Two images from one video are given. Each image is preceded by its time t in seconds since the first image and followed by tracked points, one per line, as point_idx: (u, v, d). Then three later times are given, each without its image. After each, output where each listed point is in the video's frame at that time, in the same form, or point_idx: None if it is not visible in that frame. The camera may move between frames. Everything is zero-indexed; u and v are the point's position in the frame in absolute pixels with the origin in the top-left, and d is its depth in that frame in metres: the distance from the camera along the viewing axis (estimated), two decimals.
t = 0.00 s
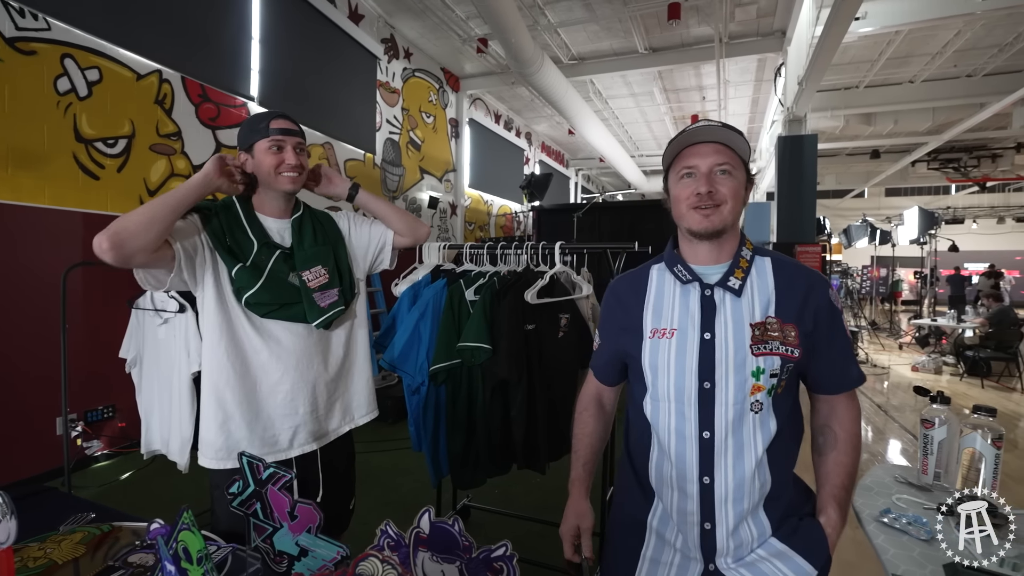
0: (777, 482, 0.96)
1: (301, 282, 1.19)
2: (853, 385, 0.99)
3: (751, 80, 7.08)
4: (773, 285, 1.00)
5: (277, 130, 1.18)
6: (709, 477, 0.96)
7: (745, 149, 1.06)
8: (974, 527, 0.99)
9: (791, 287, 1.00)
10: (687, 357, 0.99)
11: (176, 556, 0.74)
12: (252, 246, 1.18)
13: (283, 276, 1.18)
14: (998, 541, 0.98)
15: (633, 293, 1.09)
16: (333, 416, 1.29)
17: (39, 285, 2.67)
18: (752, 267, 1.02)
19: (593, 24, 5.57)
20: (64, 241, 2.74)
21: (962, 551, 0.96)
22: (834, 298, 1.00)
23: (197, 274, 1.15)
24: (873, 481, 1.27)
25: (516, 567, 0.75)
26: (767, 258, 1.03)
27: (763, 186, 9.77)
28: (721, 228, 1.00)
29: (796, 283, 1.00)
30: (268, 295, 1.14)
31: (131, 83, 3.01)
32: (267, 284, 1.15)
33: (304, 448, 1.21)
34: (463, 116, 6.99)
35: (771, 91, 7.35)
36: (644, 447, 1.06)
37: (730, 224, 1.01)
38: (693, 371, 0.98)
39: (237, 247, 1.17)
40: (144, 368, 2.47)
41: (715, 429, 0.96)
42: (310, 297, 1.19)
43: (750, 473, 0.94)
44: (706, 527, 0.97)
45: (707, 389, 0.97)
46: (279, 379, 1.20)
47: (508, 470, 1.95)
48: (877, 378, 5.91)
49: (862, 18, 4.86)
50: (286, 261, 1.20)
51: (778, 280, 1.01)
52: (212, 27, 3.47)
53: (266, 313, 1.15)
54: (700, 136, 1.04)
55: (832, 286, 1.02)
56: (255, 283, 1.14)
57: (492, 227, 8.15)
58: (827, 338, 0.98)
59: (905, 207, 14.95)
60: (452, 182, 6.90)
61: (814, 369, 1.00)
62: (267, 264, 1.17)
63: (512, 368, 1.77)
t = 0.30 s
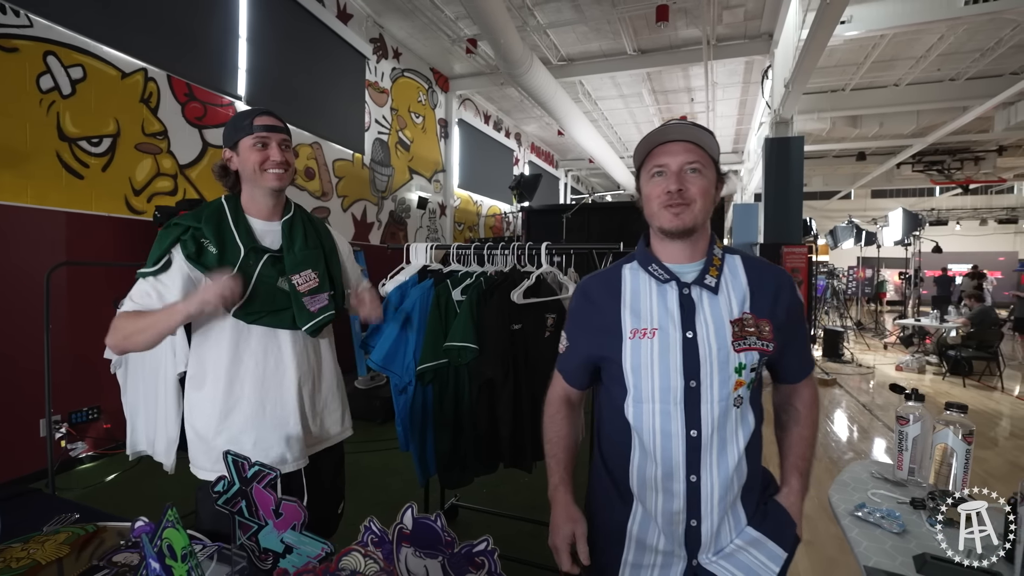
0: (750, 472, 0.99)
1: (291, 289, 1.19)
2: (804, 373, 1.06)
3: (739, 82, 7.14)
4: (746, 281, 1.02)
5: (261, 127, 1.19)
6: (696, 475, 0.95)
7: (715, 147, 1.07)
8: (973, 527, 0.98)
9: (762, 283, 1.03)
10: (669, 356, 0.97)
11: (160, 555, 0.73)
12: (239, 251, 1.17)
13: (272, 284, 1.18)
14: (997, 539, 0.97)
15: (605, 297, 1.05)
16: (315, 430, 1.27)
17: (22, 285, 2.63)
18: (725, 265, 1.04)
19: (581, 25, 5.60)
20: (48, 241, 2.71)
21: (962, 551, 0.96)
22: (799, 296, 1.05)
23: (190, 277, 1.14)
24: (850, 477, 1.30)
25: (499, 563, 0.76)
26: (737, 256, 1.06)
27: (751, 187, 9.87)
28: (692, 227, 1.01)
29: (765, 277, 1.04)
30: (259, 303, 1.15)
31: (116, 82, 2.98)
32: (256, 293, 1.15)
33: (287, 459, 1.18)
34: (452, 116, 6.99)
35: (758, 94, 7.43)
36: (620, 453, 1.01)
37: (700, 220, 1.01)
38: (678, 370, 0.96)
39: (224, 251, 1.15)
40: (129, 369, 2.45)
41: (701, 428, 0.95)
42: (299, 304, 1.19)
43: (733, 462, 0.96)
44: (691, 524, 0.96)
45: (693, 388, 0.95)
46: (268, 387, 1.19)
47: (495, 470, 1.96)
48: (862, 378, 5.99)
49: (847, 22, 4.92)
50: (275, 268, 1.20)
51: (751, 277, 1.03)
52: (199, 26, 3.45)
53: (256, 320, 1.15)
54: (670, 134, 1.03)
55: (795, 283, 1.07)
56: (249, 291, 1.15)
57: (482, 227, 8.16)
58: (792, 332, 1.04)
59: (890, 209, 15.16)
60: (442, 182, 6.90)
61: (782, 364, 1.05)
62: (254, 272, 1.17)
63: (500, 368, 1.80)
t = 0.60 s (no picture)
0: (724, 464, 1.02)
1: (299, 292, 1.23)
2: (761, 359, 1.10)
3: (742, 82, 7.15)
4: (713, 278, 1.06)
5: (269, 129, 1.22)
6: (682, 470, 0.96)
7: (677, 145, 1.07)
8: (973, 527, 0.95)
9: (729, 280, 1.07)
10: (652, 355, 0.97)
11: (170, 545, 0.77)
12: (250, 253, 1.20)
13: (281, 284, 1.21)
14: (996, 538, 0.96)
15: (579, 299, 1.03)
16: (319, 427, 1.28)
17: (35, 285, 2.67)
18: (692, 262, 1.08)
19: (584, 26, 5.62)
20: (59, 241, 2.75)
21: (963, 551, 0.95)
22: (760, 292, 1.10)
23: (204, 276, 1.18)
24: (846, 475, 1.32)
25: (497, 555, 0.77)
26: (703, 254, 1.10)
27: (755, 187, 9.87)
28: (660, 226, 1.01)
29: (728, 273, 1.09)
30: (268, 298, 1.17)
31: (125, 84, 3.03)
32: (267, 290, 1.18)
33: (291, 453, 1.21)
34: (456, 117, 7.03)
35: (762, 94, 7.42)
36: (604, 456, 0.99)
37: (666, 219, 1.02)
38: (661, 369, 0.96)
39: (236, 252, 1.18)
40: (138, 367, 2.48)
41: (686, 424, 0.96)
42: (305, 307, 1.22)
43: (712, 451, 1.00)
44: (677, 518, 0.97)
45: (677, 385, 0.96)
46: (274, 382, 1.22)
47: (498, 468, 1.98)
48: (866, 378, 5.98)
49: (850, 22, 4.91)
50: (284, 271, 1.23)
51: (719, 275, 1.07)
52: (205, 28, 3.48)
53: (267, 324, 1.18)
54: (631, 133, 1.03)
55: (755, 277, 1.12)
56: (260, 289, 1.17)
57: (485, 227, 8.19)
58: (756, 326, 1.08)
59: (895, 209, 15.12)
60: (445, 182, 6.94)
61: (746, 355, 1.09)
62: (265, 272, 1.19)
63: (501, 366, 1.82)
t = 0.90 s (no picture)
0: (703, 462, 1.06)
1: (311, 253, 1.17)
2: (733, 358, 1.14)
3: (747, 83, 7.14)
4: (685, 280, 1.09)
5: (264, 135, 1.24)
6: (670, 471, 0.96)
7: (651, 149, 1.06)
8: (974, 527, 0.96)
9: (702, 283, 1.11)
10: (636, 359, 0.96)
11: (179, 543, 0.78)
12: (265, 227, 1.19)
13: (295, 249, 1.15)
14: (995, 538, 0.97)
15: (558, 306, 1.00)
16: (323, 429, 1.29)
17: (47, 287, 2.71)
18: (665, 265, 1.10)
19: (589, 28, 5.65)
20: (70, 244, 2.79)
21: (962, 551, 0.96)
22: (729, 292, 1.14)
23: (224, 269, 1.21)
24: (848, 476, 1.32)
25: (499, 555, 0.78)
26: (673, 256, 1.13)
27: (760, 189, 9.84)
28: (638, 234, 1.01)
29: (695, 274, 1.12)
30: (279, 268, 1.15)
31: (135, 90, 3.07)
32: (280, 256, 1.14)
33: (301, 455, 1.21)
34: (461, 119, 7.06)
35: (767, 95, 7.41)
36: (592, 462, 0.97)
37: (643, 226, 1.02)
38: (647, 373, 0.96)
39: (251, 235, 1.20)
40: (147, 369, 2.51)
41: (673, 426, 0.96)
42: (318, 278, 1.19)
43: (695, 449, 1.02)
44: (668, 518, 0.97)
45: (662, 388, 0.96)
46: (282, 384, 1.23)
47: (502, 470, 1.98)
48: (873, 380, 5.94)
49: (855, 23, 4.89)
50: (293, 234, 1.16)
51: (691, 276, 1.10)
52: (213, 34, 3.52)
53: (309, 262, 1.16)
54: (605, 140, 1.01)
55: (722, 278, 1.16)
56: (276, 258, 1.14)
57: (490, 230, 8.21)
58: (724, 326, 1.12)
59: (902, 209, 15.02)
60: (450, 185, 6.97)
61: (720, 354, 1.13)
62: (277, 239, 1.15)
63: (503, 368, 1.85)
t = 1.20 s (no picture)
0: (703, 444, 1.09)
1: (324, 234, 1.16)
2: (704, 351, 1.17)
3: (760, 82, 7.08)
4: (673, 281, 1.11)
5: (281, 135, 1.26)
6: (674, 465, 0.97)
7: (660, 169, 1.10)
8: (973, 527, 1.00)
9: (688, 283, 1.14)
10: (641, 362, 0.96)
11: (202, 536, 0.80)
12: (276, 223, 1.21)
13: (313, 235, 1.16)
14: (997, 540, 0.99)
15: (556, 319, 0.96)
16: (334, 426, 1.30)
17: (69, 287, 2.76)
18: (653, 268, 1.11)
19: (600, 28, 5.64)
20: (90, 245, 2.84)
21: (961, 551, 0.98)
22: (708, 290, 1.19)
23: (250, 261, 1.22)
24: (864, 478, 1.31)
25: (514, 551, 0.78)
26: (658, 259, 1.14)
27: (774, 188, 9.74)
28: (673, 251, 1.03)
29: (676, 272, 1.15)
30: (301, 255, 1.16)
31: (153, 93, 3.13)
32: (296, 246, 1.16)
33: (316, 450, 1.23)
34: (472, 120, 7.08)
35: (780, 93, 7.35)
36: (600, 469, 0.95)
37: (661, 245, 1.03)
38: (652, 375, 0.96)
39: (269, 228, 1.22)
40: (166, 368, 2.56)
41: (680, 425, 0.96)
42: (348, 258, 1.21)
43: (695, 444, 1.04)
44: (676, 512, 0.98)
45: (668, 388, 0.96)
46: (297, 382, 1.25)
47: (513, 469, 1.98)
48: (890, 381, 5.86)
49: (870, 20, 4.82)
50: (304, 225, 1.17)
51: (675, 276, 1.13)
52: (228, 37, 3.57)
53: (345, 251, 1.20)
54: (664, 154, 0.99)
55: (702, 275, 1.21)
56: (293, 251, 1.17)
57: (501, 230, 8.22)
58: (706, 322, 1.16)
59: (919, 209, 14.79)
60: (462, 185, 7.00)
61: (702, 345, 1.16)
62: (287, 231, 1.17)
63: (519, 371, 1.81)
